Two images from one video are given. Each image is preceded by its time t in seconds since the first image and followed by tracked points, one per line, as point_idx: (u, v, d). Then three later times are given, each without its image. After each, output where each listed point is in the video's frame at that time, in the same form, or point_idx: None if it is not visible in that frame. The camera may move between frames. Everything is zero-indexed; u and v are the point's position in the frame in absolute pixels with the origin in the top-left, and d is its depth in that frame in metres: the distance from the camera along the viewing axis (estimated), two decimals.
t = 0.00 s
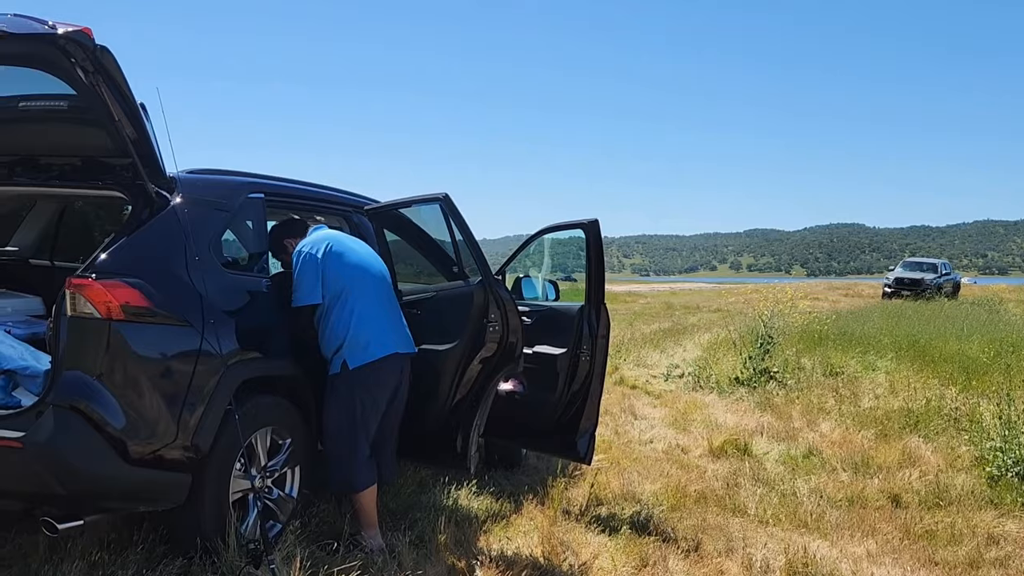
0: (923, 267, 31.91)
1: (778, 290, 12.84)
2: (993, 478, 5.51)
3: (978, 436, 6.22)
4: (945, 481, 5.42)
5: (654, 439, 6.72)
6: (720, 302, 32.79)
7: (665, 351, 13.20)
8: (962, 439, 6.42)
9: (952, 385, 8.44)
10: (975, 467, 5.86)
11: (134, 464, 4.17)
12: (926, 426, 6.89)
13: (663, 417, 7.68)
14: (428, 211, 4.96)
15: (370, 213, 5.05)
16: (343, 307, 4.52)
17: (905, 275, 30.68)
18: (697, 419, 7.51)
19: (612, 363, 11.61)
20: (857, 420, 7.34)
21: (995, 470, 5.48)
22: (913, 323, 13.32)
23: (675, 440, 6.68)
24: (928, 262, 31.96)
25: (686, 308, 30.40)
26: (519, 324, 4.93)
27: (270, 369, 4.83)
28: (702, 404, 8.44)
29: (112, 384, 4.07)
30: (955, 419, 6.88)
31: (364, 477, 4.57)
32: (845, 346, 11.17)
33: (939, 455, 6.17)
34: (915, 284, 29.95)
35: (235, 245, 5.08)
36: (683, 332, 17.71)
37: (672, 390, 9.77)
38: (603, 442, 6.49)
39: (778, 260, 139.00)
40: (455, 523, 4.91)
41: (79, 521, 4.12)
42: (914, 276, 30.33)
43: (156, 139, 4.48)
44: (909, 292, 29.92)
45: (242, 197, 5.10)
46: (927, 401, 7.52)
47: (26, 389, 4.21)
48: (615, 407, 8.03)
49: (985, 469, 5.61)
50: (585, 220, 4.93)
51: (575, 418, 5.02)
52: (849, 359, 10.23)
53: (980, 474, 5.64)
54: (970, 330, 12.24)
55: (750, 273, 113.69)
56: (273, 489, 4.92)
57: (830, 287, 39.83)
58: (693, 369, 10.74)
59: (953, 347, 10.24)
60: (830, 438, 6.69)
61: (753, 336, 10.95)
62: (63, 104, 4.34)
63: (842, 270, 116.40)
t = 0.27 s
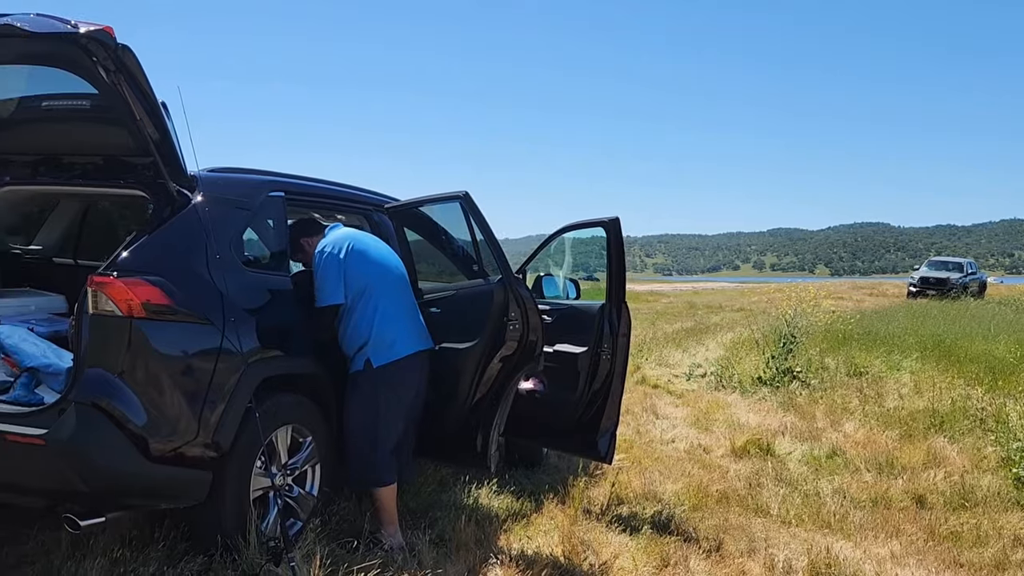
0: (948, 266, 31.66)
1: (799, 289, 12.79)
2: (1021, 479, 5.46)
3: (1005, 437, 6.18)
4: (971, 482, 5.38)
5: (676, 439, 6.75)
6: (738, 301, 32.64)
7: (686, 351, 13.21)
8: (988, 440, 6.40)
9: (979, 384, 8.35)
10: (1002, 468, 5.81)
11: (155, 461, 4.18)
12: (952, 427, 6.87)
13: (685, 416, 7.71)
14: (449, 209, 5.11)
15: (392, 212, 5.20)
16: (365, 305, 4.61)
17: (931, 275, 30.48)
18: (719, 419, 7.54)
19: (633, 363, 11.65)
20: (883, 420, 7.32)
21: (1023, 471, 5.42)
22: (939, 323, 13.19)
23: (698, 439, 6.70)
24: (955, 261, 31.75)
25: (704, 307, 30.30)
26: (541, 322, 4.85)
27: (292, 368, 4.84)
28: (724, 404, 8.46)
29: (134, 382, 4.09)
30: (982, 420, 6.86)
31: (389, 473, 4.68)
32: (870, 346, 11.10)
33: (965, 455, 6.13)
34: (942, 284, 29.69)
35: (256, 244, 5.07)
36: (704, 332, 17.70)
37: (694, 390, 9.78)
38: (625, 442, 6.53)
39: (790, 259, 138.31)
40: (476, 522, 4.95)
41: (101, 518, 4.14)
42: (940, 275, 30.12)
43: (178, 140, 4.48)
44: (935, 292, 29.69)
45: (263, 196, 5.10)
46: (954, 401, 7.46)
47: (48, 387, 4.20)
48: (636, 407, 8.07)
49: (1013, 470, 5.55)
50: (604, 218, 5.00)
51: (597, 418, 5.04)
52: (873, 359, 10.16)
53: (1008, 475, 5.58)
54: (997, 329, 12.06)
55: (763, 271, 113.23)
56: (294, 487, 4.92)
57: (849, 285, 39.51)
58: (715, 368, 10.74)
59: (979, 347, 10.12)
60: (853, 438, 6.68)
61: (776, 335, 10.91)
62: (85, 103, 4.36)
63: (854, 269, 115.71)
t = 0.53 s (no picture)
0: (963, 264, 31.57)
1: (814, 287, 12.79)
2: None
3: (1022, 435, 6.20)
4: (989, 481, 5.39)
5: (690, 438, 6.79)
6: (749, 300, 32.60)
7: (700, 350, 13.24)
8: (1002, 439, 6.46)
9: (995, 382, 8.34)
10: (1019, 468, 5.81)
11: (170, 459, 4.17)
12: (968, 425, 6.91)
13: (699, 415, 7.75)
14: (462, 207, 5.24)
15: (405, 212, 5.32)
16: (381, 302, 4.70)
17: (946, 273, 30.36)
18: (734, 418, 7.58)
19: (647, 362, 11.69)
20: (899, 419, 7.34)
21: None
22: (955, 322, 13.15)
23: (712, 438, 6.78)
24: (970, 260, 31.64)
25: (717, 307, 30.29)
26: (554, 320, 5.02)
27: (306, 365, 4.83)
28: (739, 403, 8.49)
29: (148, 379, 4.09)
30: (999, 419, 6.89)
31: (403, 469, 4.80)
32: (885, 344, 11.10)
33: (982, 455, 6.15)
34: (957, 282, 29.55)
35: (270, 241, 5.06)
36: (718, 331, 17.76)
37: (708, 388, 9.80)
38: (640, 440, 6.59)
39: (797, 258, 137.98)
40: (490, 520, 4.97)
41: (117, 515, 4.14)
42: (955, 274, 30.05)
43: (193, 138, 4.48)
44: (950, 290, 29.61)
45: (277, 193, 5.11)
46: (971, 400, 7.47)
47: (65, 384, 4.19)
48: (651, 405, 8.11)
49: None
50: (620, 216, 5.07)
51: (611, 417, 5.08)
52: (889, 358, 10.15)
53: None
54: (1014, 329, 12.01)
55: (769, 271, 113.06)
56: (308, 485, 4.92)
57: (862, 284, 39.32)
58: (729, 367, 10.77)
59: (997, 346, 10.09)
60: (869, 438, 6.71)
61: (791, 334, 10.91)
62: (100, 100, 4.37)
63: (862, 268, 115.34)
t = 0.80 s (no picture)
0: (968, 260, 31.70)
1: (821, 285, 12.82)
2: None
3: None
4: (1000, 479, 5.44)
5: (699, 436, 6.85)
6: (753, 297, 32.69)
7: (706, 348, 13.29)
8: (1010, 438, 6.58)
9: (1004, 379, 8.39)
10: None
11: (180, 458, 4.16)
12: (976, 423, 6.99)
13: (707, 413, 7.81)
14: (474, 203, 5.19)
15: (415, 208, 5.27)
16: (392, 301, 4.72)
17: (951, 270, 30.41)
18: (741, 416, 7.64)
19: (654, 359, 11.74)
20: (907, 417, 7.40)
21: None
22: (961, 319, 13.21)
23: (720, 437, 6.85)
24: (974, 257, 31.67)
25: (721, 304, 30.37)
26: (565, 318, 5.00)
27: (316, 363, 4.82)
28: (746, 401, 8.53)
29: (159, 377, 4.07)
30: (1008, 417, 6.94)
31: (414, 467, 4.81)
32: (892, 342, 11.15)
33: (991, 453, 6.20)
34: (963, 279, 29.63)
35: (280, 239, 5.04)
36: (724, 328, 17.82)
37: (715, 386, 9.83)
38: (648, 438, 6.66)
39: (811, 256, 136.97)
40: (501, 519, 4.99)
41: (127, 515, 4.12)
42: (960, 271, 30.19)
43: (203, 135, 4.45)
44: (955, 287, 29.75)
45: (286, 191, 5.10)
46: (980, 397, 7.52)
47: (74, 382, 4.17)
48: (658, 403, 8.17)
49: None
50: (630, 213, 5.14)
51: (623, 414, 5.18)
52: (896, 355, 10.20)
53: None
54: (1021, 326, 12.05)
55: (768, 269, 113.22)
56: (319, 484, 4.91)
57: (864, 281, 39.32)
58: (735, 365, 10.82)
59: (1004, 343, 10.14)
60: (878, 436, 6.77)
61: (798, 332, 10.95)
62: (110, 97, 4.35)
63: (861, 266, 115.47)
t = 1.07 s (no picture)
0: (965, 257, 31.94)
1: (820, 282, 12.88)
2: None
3: None
4: (1007, 477, 5.50)
5: (703, 434, 6.92)
6: (751, 294, 32.88)
7: (706, 345, 13.36)
8: (1016, 436, 6.64)
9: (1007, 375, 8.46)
10: None
11: (189, 458, 4.12)
12: (980, 419, 7.06)
13: (710, 411, 7.88)
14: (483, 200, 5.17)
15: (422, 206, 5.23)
16: (402, 299, 4.71)
17: (948, 267, 30.64)
18: (744, 414, 7.72)
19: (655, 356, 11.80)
20: (911, 414, 7.47)
21: None
22: (961, 316, 13.30)
23: (724, 434, 6.92)
24: (971, 253, 31.89)
25: (719, 300, 30.50)
26: (576, 317, 4.98)
27: (324, 362, 4.79)
28: (749, 398, 8.59)
29: (168, 376, 4.03)
30: (1010, 415, 7.01)
31: (424, 466, 4.79)
32: (893, 339, 11.24)
33: (996, 450, 6.26)
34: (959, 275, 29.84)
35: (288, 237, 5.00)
36: (722, 325, 17.91)
37: (716, 383, 9.89)
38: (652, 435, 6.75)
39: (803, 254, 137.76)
40: (510, 519, 4.97)
41: (136, 516, 4.08)
42: (957, 267, 30.40)
43: (211, 131, 4.40)
44: (950, 283, 30.05)
45: (294, 188, 5.06)
46: (984, 393, 7.59)
47: (82, 382, 4.12)
48: (661, 400, 8.24)
49: None
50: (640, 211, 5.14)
51: (630, 413, 5.21)
52: (897, 352, 10.28)
53: None
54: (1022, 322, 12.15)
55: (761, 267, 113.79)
56: (328, 484, 4.89)
57: (861, 277, 39.56)
58: (737, 362, 10.88)
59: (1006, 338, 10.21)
60: (883, 433, 6.86)
61: (799, 328, 11.02)
62: (116, 94, 4.31)
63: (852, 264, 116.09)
